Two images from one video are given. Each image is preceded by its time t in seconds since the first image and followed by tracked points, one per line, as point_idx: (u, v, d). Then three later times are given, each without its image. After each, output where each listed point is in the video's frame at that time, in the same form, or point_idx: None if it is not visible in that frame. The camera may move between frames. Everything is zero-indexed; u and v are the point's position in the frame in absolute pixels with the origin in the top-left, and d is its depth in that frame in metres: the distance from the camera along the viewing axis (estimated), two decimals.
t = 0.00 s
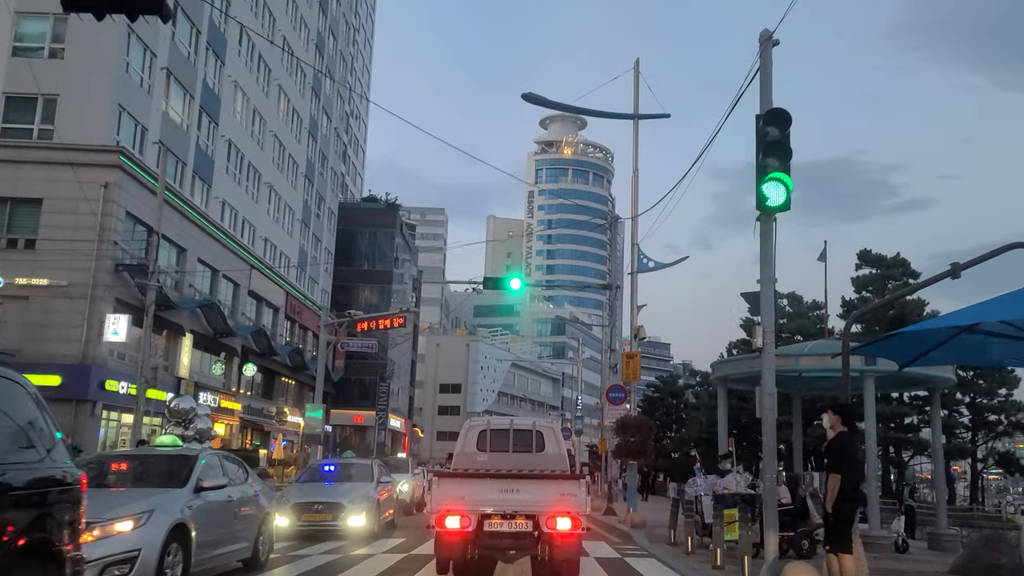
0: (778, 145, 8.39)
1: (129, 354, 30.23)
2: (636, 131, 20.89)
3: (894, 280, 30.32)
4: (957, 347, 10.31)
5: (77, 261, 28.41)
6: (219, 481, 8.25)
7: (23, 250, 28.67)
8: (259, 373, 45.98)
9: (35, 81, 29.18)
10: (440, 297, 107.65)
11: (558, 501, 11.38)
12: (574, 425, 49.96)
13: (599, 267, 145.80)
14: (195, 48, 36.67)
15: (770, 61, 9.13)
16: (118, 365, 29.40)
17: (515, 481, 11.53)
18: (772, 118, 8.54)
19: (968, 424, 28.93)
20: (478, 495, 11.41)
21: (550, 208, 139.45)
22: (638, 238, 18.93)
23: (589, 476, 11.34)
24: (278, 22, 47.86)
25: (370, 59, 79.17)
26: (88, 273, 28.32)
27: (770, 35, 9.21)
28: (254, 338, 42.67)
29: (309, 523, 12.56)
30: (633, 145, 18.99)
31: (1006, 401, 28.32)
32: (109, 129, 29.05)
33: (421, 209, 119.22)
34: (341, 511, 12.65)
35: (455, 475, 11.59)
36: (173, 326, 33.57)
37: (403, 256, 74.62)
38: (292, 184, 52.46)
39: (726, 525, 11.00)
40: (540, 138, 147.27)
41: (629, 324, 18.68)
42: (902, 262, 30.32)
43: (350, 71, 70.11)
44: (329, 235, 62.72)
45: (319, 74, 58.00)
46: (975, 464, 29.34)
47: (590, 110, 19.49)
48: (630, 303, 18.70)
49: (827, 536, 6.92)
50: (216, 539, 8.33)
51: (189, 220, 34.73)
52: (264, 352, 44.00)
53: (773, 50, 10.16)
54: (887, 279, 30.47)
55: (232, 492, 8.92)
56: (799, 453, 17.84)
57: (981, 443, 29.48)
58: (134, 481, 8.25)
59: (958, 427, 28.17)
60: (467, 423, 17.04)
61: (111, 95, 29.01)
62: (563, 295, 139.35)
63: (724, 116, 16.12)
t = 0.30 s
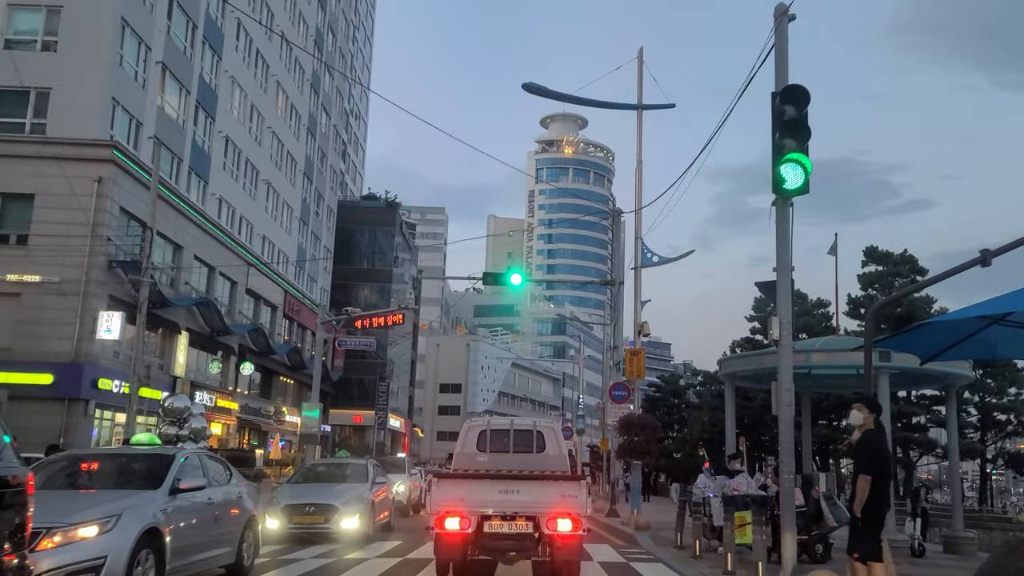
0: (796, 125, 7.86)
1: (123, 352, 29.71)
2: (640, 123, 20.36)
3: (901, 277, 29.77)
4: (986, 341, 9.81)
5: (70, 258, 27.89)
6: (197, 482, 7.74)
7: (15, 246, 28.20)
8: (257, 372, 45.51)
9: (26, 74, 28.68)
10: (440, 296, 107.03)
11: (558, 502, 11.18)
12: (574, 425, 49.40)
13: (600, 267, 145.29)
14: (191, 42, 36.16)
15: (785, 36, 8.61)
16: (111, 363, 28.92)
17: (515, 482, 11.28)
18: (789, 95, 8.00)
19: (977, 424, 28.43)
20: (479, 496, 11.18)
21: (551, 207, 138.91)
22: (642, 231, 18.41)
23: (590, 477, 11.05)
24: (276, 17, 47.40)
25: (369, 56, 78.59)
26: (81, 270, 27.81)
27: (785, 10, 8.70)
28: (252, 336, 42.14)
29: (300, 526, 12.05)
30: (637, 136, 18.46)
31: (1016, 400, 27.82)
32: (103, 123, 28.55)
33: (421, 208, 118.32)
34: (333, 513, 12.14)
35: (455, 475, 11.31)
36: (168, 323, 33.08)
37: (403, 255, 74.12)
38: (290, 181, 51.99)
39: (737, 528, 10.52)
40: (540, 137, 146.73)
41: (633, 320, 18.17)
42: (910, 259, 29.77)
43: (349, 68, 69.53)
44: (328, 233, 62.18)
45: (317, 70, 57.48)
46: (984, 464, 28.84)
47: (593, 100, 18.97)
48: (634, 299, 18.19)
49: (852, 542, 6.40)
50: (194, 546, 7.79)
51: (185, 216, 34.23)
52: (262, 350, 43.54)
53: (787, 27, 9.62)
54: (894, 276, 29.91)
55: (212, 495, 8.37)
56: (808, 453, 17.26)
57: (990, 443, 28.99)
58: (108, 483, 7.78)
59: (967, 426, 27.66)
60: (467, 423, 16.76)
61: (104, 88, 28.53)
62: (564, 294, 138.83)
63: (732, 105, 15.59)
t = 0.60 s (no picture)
0: (815, 102, 7.31)
1: (116, 350, 29.18)
2: (644, 114, 19.82)
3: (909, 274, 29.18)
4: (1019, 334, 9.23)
5: (62, 254, 27.37)
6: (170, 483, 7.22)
7: (6, 242, 27.69)
8: (254, 371, 44.99)
9: (18, 67, 28.15)
10: (440, 296, 106.40)
11: (559, 504, 10.87)
12: (575, 425, 48.82)
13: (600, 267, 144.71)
14: (187, 37, 35.64)
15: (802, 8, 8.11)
16: (104, 361, 28.39)
17: (514, 483, 10.95)
18: (809, 68, 7.40)
19: (986, 424, 27.91)
20: (478, 497, 10.88)
21: (551, 206, 138.36)
22: (646, 225, 17.86)
23: (592, 478, 10.78)
24: (274, 13, 46.94)
25: (369, 54, 78.01)
26: (74, 266, 27.29)
27: None
28: (249, 335, 41.61)
29: (291, 529, 11.51)
30: (641, 127, 17.91)
31: None
32: (96, 118, 28.04)
33: (421, 208, 117.51)
34: (326, 516, 11.61)
35: (454, 475, 11.04)
36: (163, 321, 32.54)
37: (402, 254, 73.58)
38: (289, 178, 51.44)
39: (750, 532, 10.01)
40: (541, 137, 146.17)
41: (637, 316, 17.63)
42: (918, 255, 29.18)
43: (348, 66, 68.99)
44: (327, 231, 61.59)
45: (316, 66, 57.02)
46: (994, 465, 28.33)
47: (596, 90, 18.42)
48: (638, 294, 17.67)
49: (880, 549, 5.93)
50: (168, 552, 7.24)
51: (181, 212, 33.78)
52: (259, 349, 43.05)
53: None
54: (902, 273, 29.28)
55: (189, 497, 7.84)
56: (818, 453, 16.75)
57: (1000, 443, 28.47)
58: (74, 484, 7.30)
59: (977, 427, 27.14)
60: (466, 422, 16.36)
61: (97, 82, 28.01)
62: (564, 294, 138.22)
63: (741, 91, 15.04)
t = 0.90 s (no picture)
0: (841, 75, 6.83)
1: (110, 348, 28.65)
2: (649, 105, 19.29)
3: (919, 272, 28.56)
4: None
5: (55, 251, 26.85)
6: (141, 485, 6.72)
7: None
8: (252, 370, 44.45)
9: (8, 60, 27.59)
10: (441, 295, 105.71)
11: (561, 507, 11.23)
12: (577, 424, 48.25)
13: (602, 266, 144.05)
14: (183, 31, 35.11)
15: None
16: (98, 360, 27.89)
17: (515, 485, 11.26)
18: (836, 38, 6.91)
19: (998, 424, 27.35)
20: (479, 500, 11.19)
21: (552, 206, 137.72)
22: (651, 218, 17.29)
23: (593, 480, 11.12)
24: (272, 8, 46.45)
25: (369, 52, 77.44)
26: (66, 263, 26.75)
27: None
28: (246, 334, 41.09)
29: (280, 533, 10.98)
30: (646, 117, 17.37)
31: None
32: (89, 111, 27.51)
33: (422, 208, 116.77)
34: (318, 519, 11.09)
35: (456, 478, 11.32)
36: (159, 320, 32.03)
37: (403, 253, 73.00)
38: (287, 176, 50.91)
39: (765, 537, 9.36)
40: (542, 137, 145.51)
41: (642, 312, 17.10)
42: (927, 252, 28.54)
43: (348, 63, 68.44)
44: (326, 229, 61.01)
45: (315, 63, 56.51)
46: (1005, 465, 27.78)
47: (599, 79, 17.87)
48: (643, 290, 17.12)
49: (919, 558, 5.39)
50: (138, 560, 6.71)
51: (176, 208, 33.28)
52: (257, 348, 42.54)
53: None
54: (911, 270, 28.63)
55: (164, 500, 7.32)
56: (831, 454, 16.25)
57: (1011, 443, 27.90)
58: (38, 486, 6.80)
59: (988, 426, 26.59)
60: (467, 423, 15.96)
61: (90, 75, 27.47)
62: (565, 294, 137.59)
63: (751, 77, 14.48)
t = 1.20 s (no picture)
0: (873, 41, 6.44)
1: (104, 346, 28.15)
2: (655, 94, 18.77)
3: (928, 267, 27.99)
4: None
5: (46, 246, 26.30)
6: (106, 488, 6.18)
7: None
8: (251, 369, 43.93)
9: None
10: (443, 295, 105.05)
11: (564, 507, 11.03)
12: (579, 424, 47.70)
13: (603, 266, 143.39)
14: (180, 24, 34.61)
15: None
16: (91, 358, 27.37)
17: (517, 485, 11.11)
18: None
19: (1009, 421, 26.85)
20: (481, 500, 11.08)
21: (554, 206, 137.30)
22: (657, 210, 16.75)
23: (596, 481, 10.96)
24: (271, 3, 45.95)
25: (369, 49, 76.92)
26: (58, 258, 26.23)
27: None
28: (244, 332, 40.57)
29: (270, 535, 10.46)
30: (651, 106, 16.85)
31: None
32: (83, 104, 26.96)
33: (423, 207, 116.10)
34: (308, 522, 10.56)
35: (458, 478, 11.17)
36: (155, 317, 31.52)
37: (403, 251, 72.45)
38: (286, 173, 50.44)
39: (782, 541, 8.86)
40: (544, 136, 145.00)
41: (648, 307, 16.55)
42: (937, 248, 28.03)
43: (348, 60, 67.88)
44: (326, 226, 60.47)
45: (315, 60, 56.03)
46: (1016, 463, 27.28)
47: (604, 66, 17.34)
48: (649, 284, 16.59)
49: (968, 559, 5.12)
50: (104, 569, 6.18)
51: (172, 204, 32.85)
52: (255, 346, 42.03)
53: None
54: (920, 266, 28.07)
55: (136, 502, 6.78)
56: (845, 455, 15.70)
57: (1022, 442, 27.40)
58: None
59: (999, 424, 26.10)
60: (468, 423, 15.51)
61: (84, 67, 26.91)
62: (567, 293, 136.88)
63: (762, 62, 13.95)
